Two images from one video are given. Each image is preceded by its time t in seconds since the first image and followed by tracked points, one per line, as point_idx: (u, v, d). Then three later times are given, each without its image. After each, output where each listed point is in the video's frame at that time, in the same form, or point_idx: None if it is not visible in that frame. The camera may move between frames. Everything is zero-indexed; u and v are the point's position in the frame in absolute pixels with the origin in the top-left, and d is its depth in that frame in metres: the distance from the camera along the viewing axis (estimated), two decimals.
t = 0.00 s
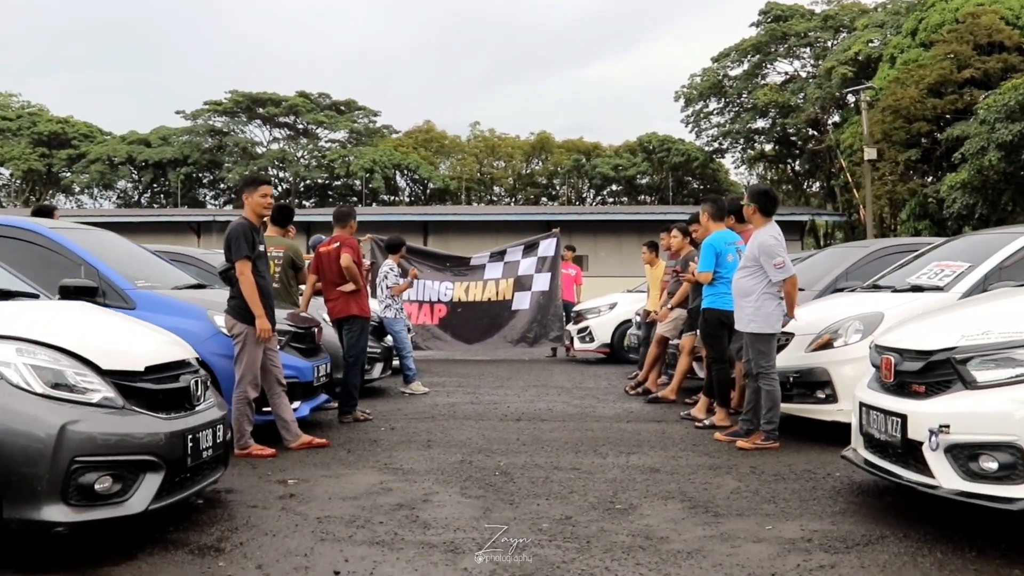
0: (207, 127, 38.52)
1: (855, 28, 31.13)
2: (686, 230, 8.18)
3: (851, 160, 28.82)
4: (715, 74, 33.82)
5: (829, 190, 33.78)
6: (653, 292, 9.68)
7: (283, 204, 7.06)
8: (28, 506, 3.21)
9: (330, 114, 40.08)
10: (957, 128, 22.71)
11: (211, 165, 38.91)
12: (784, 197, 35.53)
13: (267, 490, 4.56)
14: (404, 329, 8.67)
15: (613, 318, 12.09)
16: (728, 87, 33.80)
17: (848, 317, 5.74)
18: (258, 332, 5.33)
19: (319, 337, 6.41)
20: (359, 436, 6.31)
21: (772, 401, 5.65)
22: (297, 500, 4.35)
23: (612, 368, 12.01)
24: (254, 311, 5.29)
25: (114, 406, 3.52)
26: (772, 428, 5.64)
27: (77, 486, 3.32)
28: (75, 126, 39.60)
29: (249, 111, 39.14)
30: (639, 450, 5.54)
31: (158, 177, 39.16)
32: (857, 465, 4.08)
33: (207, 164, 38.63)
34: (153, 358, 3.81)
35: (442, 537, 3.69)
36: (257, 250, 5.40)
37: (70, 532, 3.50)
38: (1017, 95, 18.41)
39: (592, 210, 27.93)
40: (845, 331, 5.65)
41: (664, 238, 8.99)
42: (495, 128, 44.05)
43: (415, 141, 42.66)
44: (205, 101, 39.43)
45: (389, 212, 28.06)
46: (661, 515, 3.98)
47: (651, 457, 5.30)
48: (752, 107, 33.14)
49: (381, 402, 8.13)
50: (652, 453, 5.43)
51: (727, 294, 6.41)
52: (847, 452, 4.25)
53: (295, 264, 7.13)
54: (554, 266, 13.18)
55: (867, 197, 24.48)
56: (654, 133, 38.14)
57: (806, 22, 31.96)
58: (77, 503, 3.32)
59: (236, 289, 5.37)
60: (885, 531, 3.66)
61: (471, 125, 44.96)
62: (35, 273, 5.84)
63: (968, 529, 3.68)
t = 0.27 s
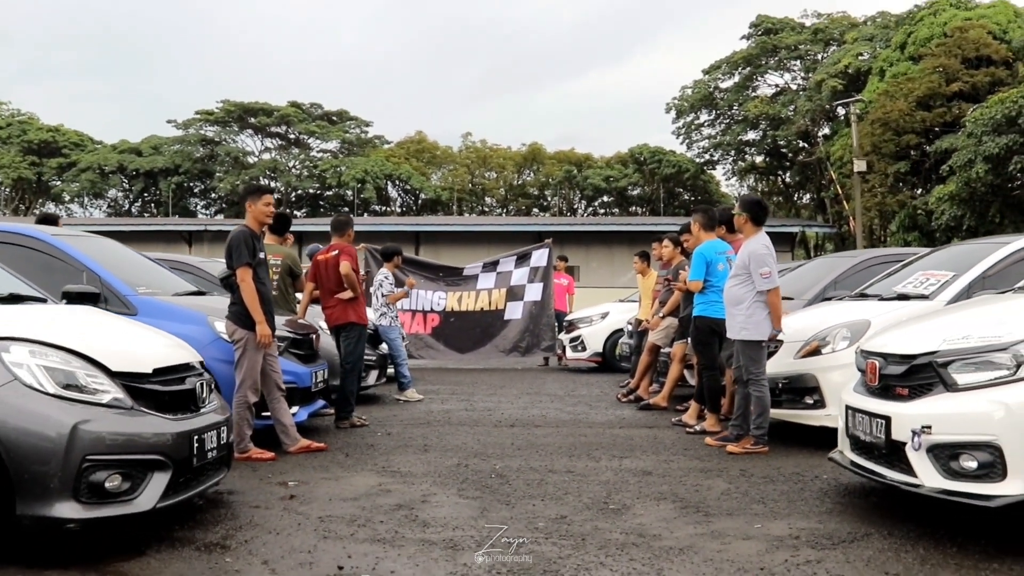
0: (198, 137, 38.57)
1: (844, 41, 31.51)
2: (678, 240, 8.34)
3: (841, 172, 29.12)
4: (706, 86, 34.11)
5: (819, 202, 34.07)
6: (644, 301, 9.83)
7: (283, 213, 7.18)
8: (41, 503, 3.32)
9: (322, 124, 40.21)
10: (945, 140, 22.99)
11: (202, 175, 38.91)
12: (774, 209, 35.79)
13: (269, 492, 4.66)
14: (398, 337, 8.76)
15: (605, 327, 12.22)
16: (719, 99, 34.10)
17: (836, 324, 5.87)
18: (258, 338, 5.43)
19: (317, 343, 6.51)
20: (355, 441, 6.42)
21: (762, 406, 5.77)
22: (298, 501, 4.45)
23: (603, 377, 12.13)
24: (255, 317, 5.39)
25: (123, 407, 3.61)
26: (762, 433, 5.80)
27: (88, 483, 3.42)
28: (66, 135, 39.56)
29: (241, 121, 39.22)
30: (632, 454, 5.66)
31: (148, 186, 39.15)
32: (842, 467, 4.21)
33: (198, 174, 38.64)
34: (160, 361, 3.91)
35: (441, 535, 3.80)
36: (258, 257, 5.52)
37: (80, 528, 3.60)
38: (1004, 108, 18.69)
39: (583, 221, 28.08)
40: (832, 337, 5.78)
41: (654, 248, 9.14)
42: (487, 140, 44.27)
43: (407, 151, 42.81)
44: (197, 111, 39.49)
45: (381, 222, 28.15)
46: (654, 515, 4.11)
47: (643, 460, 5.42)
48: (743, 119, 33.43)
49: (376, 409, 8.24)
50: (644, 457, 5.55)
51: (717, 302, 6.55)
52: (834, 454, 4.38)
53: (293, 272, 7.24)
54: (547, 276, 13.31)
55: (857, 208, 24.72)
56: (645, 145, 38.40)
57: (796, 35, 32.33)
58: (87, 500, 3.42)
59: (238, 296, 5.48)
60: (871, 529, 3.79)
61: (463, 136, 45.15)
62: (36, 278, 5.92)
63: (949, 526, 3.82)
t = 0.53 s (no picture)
0: (193, 148, 38.73)
1: (835, 53, 31.88)
2: (669, 251, 8.51)
3: (832, 184, 29.39)
4: (698, 98, 34.43)
5: (811, 213, 34.33)
6: (636, 312, 9.99)
7: (282, 225, 7.32)
8: (52, 505, 3.44)
9: (316, 136, 40.40)
10: (935, 152, 23.28)
11: (197, 186, 39.04)
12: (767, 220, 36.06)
13: (270, 497, 4.78)
14: (394, 347, 8.87)
15: (598, 338, 12.36)
16: (711, 110, 34.41)
17: (824, 334, 6.02)
18: (259, 347, 5.56)
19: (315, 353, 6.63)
20: (353, 449, 6.54)
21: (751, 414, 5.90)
22: (299, 506, 4.57)
23: (596, 387, 12.26)
24: (256, 327, 5.52)
25: (132, 413, 3.74)
26: (751, 440, 5.94)
27: (98, 487, 3.54)
28: (60, 147, 39.66)
29: (235, 133, 39.41)
30: (625, 461, 5.80)
31: (143, 198, 39.25)
32: (828, 472, 4.36)
33: (193, 185, 38.76)
34: (167, 369, 4.04)
35: (439, 537, 3.92)
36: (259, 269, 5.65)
37: (90, 531, 3.72)
38: (992, 120, 18.92)
39: (577, 233, 28.28)
40: (820, 346, 5.92)
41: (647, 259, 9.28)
42: (481, 151, 44.51)
43: (401, 163, 43.01)
44: (191, 123, 39.67)
45: (376, 234, 28.31)
46: (645, 518, 4.24)
47: (634, 467, 5.56)
48: (735, 131, 33.72)
49: (372, 418, 8.35)
50: (636, 464, 5.69)
51: (707, 312, 6.70)
52: (820, 460, 4.52)
53: (291, 283, 7.37)
54: (540, 287, 13.44)
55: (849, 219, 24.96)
56: (638, 156, 38.67)
57: (788, 48, 32.69)
58: (97, 503, 3.55)
59: (239, 306, 5.61)
60: (854, 531, 3.93)
61: (457, 147, 45.39)
62: (41, 288, 6.04)
63: (930, 528, 3.97)
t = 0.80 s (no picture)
0: (191, 157, 38.90)
1: (831, 62, 32.14)
2: (664, 259, 8.64)
3: (828, 192, 29.57)
4: (695, 107, 34.65)
5: (808, 221, 34.52)
6: (632, 320, 10.12)
7: (284, 234, 7.45)
8: (64, 506, 3.57)
9: (314, 145, 40.57)
10: (929, 160, 23.49)
11: (195, 195, 39.17)
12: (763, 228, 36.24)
13: (273, 500, 4.90)
14: (393, 355, 8.99)
15: (594, 345, 12.51)
16: (708, 119, 34.63)
17: (815, 340, 6.14)
18: (262, 354, 5.69)
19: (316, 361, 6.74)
20: (353, 454, 6.66)
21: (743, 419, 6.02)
22: (302, 508, 4.69)
23: (593, 394, 12.38)
24: (259, 334, 5.65)
25: (141, 417, 3.86)
26: (743, 445, 6.07)
27: (108, 488, 3.67)
28: (59, 156, 39.78)
29: (233, 142, 39.58)
30: (620, 465, 5.92)
31: (141, 206, 39.39)
32: (816, 474, 4.48)
33: (191, 194, 38.89)
34: (174, 375, 4.17)
35: (439, 537, 4.05)
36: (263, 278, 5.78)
37: (100, 531, 3.85)
38: (982, 128, 19.08)
39: (574, 241, 28.43)
40: (811, 353, 6.05)
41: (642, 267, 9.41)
42: (478, 159, 44.69)
43: (399, 171, 43.18)
44: (190, 131, 39.83)
45: (374, 242, 28.44)
46: (639, 519, 4.37)
47: (629, 471, 5.69)
48: (731, 139, 33.92)
49: (372, 424, 8.47)
50: (630, 467, 5.82)
51: (700, 319, 6.83)
52: (809, 462, 4.65)
53: (293, 292, 7.50)
54: (538, 295, 13.56)
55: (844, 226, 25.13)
56: (635, 164, 38.87)
57: (783, 57, 32.94)
58: (107, 504, 3.67)
59: (243, 314, 5.73)
60: (840, 530, 4.06)
61: (455, 156, 45.58)
62: (47, 296, 6.17)
63: (913, 527, 4.10)
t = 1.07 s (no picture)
0: (191, 162, 39.03)
1: (828, 66, 32.34)
2: (660, 262, 8.78)
3: (826, 195, 29.72)
4: (693, 111, 34.82)
5: (806, 224, 34.69)
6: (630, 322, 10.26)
7: (287, 239, 7.58)
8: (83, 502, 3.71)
9: (313, 149, 40.70)
10: (926, 163, 23.65)
11: (194, 199, 39.30)
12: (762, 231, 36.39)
13: (281, 498, 5.04)
14: (395, 357, 9.12)
15: (593, 348, 12.64)
16: (706, 123, 34.80)
17: (808, 342, 6.28)
18: (268, 357, 5.83)
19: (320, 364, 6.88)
20: (358, 454, 6.79)
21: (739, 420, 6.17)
22: (310, 505, 4.83)
23: (592, 396, 12.51)
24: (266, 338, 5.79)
25: (156, 417, 4.00)
26: (739, 444, 6.21)
27: (126, 485, 3.81)
28: (58, 160, 39.89)
29: (233, 146, 39.71)
30: (619, 464, 6.06)
31: (141, 211, 39.50)
32: (809, 471, 4.62)
33: (190, 198, 39.01)
34: (187, 377, 4.30)
35: (443, 532, 4.19)
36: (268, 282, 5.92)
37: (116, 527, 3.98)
38: (979, 133, 19.23)
39: (573, 245, 28.56)
40: (804, 355, 6.19)
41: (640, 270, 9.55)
42: (477, 163, 44.83)
43: (398, 175, 43.31)
44: (189, 136, 39.97)
45: (373, 246, 28.56)
46: (636, 515, 4.51)
47: (628, 469, 5.83)
48: (730, 142, 34.07)
49: (374, 425, 8.61)
50: (628, 466, 5.96)
51: (697, 322, 6.97)
52: (802, 460, 4.79)
53: (296, 296, 7.64)
54: (538, 298, 13.72)
55: (842, 229, 25.27)
56: (634, 168, 39.02)
57: (781, 60, 33.14)
58: (125, 501, 3.81)
59: (249, 318, 5.87)
60: (831, 525, 4.21)
61: (454, 160, 45.73)
62: (57, 301, 6.30)
63: (902, 522, 4.24)
